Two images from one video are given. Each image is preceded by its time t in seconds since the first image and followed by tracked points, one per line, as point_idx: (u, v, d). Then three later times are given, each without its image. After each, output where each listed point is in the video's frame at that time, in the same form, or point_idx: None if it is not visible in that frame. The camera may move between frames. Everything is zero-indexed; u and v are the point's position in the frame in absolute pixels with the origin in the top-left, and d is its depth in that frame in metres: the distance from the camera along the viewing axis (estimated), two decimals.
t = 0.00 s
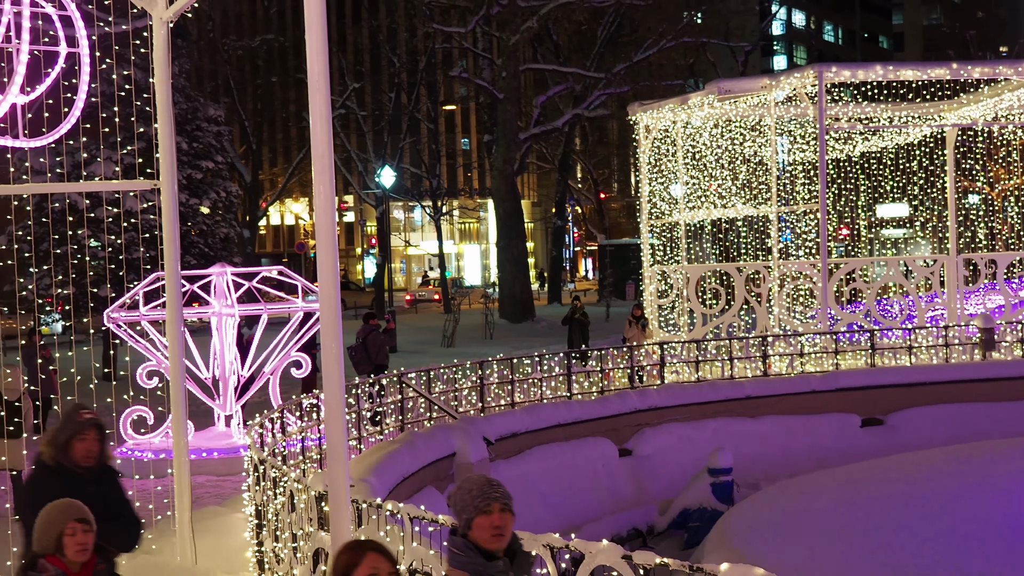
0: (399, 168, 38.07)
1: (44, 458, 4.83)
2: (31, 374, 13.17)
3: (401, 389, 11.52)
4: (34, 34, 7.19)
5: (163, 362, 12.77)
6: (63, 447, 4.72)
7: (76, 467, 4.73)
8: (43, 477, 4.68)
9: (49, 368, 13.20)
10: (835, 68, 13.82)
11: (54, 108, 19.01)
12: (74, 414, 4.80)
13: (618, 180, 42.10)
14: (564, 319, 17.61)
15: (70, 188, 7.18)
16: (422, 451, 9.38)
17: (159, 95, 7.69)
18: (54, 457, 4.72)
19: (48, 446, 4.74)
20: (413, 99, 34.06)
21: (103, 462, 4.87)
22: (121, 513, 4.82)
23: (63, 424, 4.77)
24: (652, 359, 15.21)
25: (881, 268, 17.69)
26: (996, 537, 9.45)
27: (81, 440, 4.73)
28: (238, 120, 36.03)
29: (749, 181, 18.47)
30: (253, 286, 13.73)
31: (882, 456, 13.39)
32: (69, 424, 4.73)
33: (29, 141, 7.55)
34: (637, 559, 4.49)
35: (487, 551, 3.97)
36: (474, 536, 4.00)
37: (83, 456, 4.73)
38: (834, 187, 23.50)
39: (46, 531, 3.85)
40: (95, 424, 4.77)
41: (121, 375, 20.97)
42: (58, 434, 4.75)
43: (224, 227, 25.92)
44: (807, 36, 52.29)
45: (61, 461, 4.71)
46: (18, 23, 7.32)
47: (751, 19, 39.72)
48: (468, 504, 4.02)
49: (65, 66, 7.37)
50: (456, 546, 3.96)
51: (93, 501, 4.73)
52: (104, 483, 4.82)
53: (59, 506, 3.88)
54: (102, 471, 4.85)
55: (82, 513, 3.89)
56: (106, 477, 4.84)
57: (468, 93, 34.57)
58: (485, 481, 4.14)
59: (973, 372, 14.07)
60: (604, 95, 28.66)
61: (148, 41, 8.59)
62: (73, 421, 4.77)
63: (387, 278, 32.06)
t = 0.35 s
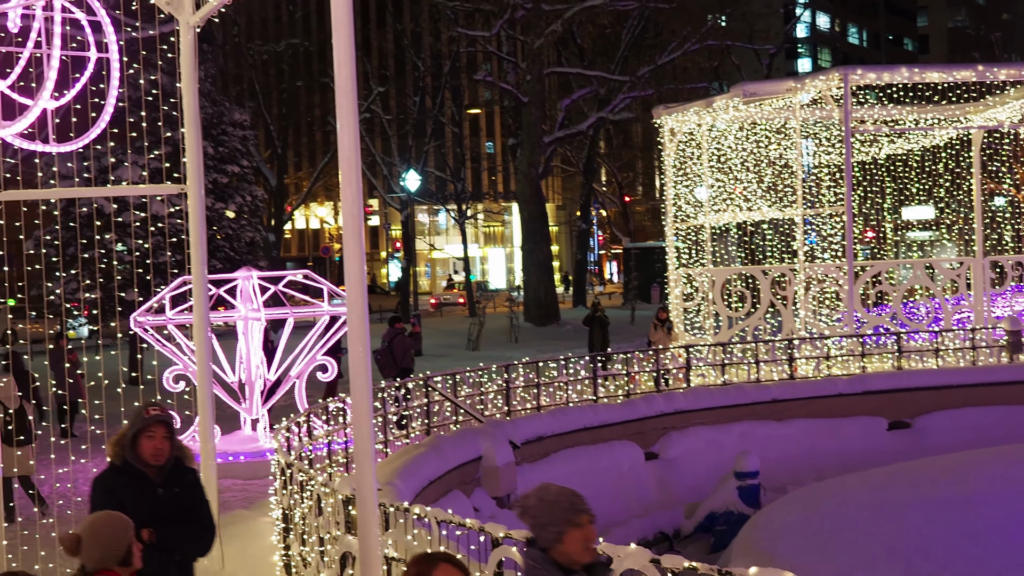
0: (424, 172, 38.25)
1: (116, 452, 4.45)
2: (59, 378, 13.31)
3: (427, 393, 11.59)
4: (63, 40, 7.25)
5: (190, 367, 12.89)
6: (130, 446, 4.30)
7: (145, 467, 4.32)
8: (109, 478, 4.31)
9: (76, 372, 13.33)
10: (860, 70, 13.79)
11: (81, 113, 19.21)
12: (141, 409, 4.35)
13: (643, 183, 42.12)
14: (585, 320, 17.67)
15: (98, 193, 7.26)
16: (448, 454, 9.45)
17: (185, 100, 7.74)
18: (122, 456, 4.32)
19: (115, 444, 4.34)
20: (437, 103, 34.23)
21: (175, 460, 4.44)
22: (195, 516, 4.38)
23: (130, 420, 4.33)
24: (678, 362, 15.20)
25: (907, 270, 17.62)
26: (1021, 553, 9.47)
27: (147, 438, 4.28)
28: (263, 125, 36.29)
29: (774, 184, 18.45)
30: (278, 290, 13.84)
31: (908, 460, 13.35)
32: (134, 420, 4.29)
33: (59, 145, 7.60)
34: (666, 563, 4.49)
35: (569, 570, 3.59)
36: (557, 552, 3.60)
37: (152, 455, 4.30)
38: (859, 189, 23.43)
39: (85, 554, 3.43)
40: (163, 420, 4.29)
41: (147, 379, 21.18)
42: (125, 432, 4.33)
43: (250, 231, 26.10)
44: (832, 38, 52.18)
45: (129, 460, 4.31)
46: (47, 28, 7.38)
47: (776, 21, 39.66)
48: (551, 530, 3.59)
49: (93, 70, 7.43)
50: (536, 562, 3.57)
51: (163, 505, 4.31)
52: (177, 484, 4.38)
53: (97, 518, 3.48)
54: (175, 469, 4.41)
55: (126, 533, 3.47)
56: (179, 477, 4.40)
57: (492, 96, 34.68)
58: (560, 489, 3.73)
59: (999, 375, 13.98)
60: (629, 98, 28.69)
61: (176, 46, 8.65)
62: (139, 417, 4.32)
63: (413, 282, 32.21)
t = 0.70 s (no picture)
0: (447, 178, 38.36)
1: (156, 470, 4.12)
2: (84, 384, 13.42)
3: (451, 398, 11.65)
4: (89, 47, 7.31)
5: (215, 372, 13.01)
6: (174, 466, 3.97)
7: (190, 487, 4.00)
8: (151, 500, 3.96)
9: (100, 378, 13.44)
10: (885, 76, 13.77)
11: (107, 119, 19.39)
12: (184, 425, 4.01)
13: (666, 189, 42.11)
14: (607, 326, 17.69)
15: (124, 199, 7.36)
16: (472, 460, 9.51)
17: (210, 107, 7.84)
18: (164, 477, 3.98)
19: (157, 464, 4.00)
20: (460, 109, 34.37)
21: (221, 476, 4.13)
22: (242, 537, 4.09)
23: (173, 437, 3.99)
24: (702, 368, 15.17)
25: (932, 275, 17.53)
26: None
27: (194, 456, 3.94)
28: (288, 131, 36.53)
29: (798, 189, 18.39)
30: (303, 296, 13.93)
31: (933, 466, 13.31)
32: (179, 437, 3.95)
33: (86, 152, 7.66)
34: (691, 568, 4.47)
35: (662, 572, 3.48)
36: (653, 555, 3.47)
37: (199, 474, 3.97)
38: (884, 194, 23.35)
39: (135, 569, 3.31)
40: (210, 438, 3.95)
41: (173, 385, 21.34)
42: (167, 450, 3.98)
43: (274, 237, 26.28)
44: (856, 43, 52.11)
45: (174, 481, 3.97)
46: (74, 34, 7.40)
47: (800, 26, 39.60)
48: (647, 539, 3.46)
49: (119, 77, 7.46)
50: (628, 564, 3.47)
51: (209, 528, 4.00)
52: (224, 503, 4.07)
53: (142, 530, 3.37)
54: (221, 486, 4.10)
55: (174, 550, 3.35)
56: (224, 496, 4.09)
57: (516, 102, 34.77)
58: (653, 492, 3.59)
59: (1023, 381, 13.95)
60: (653, 104, 28.68)
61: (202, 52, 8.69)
62: (183, 434, 3.97)
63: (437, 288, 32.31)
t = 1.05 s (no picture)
0: (471, 182, 38.43)
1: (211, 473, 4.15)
2: (108, 387, 13.55)
3: (474, 403, 11.72)
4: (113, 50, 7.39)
5: (239, 376, 13.11)
6: (234, 471, 3.99)
7: (247, 491, 4.04)
8: (211, 505, 4.00)
9: (125, 382, 13.57)
10: (909, 79, 13.73)
11: (133, 123, 19.58)
12: (242, 430, 4.04)
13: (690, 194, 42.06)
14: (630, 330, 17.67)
15: (148, 203, 7.39)
16: (495, 464, 9.56)
17: (234, 109, 7.85)
18: (223, 482, 4.01)
19: (215, 468, 4.03)
20: (484, 113, 34.47)
21: (279, 481, 4.16)
22: (299, 538, 4.14)
23: (231, 442, 4.02)
24: (725, 373, 15.13)
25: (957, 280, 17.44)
26: None
27: (255, 462, 3.98)
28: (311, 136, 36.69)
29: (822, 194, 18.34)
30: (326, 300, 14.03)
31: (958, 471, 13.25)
32: (238, 441, 3.98)
33: (111, 156, 7.74)
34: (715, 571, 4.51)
35: None
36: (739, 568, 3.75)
37: (260, 480, 4.01)
38: (908, 199, 23.24)
39: None
40: (270, 443, 3.99)
41: (197, 389, 21.50)
42: (226, 455, 4.01)
43: (297, 242, 26.45)
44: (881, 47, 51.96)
45: (233, 486, 4.01)
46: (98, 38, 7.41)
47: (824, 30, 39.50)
48: (731, 540, 3.73)
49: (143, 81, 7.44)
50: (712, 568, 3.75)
51: (269, 530, 4.06)
52: (280, 507, 4.12)
53: (208, 536, 3.45)
54: (276, 489, 4.13)
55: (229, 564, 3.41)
56: (280, 498, 4.13)
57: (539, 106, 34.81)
58: (742, 505, 3.85)
59: None
60: (676, 108, 28.64)
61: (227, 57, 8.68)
62: (243, 438, 4.01)
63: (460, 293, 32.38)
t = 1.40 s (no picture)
0: (490, 185, 38.53)
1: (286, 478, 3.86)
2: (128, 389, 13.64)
3: (494, 405, 11.79)
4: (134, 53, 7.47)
5: (259, 379, 13.22)
6: (310, 476, 3.70)
7: (324, 497, 3.73)
8: (286, 510, 3.71)
9: (145, 384, 13.68)
10: (929, 82, 13.72)
11: (154, 126, 19.74)
12: (321, 435, 3.76)
13: (710, 196, 42.06)
14: (649, 333, 17.71)
15: (167, 206, 7.45)
16: (515, 467, 9.60)
17: (254, 112, 7.89)
18: (299, 486, 3.72)
19: (292, 472, 3.74)
20: (503, 116, 34.58)
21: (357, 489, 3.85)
22: (375, 551, 3.81)
23: (309, 445, 3.74)
24: (745, 376, 15.12)
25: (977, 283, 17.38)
26: None
27: (333, 467, 3.68)
28: (331, 138, 36.87)
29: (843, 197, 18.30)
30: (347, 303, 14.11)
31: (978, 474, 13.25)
32: (317, 445, 3.70)
33: (132, 158, 7.82)
34: None
35: None
36: None
37: (335, 486, 3.71)
38: (929, 202, 23.17)
39: None
40: (350, 447, 3.71)
41: (217, 391, 21.67)
42: (303, 459, 3.72)
43: (317, 244, 26.62)
44: (901, 50, 51.92)
45: (307, 491, 3.71)
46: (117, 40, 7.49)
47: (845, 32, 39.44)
48: (796, 552, 3.39)
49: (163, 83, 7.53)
50: None
51: (344, 539, 3.74)
52: (356, 516, 3.79)
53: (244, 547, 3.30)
54: (355, 500, 3.82)
55: None
56: (358, 508, 3.82)
57: (559, 109, 34.87)
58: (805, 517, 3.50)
59: None
60: (696, 111, 28.62)
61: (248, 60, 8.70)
62: (321, 443, 3.73)
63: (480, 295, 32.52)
